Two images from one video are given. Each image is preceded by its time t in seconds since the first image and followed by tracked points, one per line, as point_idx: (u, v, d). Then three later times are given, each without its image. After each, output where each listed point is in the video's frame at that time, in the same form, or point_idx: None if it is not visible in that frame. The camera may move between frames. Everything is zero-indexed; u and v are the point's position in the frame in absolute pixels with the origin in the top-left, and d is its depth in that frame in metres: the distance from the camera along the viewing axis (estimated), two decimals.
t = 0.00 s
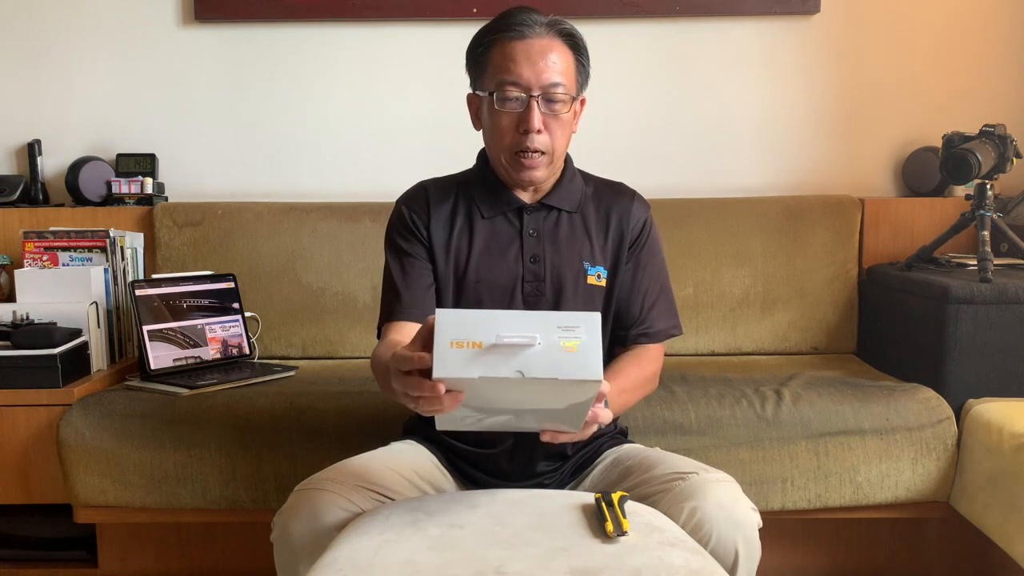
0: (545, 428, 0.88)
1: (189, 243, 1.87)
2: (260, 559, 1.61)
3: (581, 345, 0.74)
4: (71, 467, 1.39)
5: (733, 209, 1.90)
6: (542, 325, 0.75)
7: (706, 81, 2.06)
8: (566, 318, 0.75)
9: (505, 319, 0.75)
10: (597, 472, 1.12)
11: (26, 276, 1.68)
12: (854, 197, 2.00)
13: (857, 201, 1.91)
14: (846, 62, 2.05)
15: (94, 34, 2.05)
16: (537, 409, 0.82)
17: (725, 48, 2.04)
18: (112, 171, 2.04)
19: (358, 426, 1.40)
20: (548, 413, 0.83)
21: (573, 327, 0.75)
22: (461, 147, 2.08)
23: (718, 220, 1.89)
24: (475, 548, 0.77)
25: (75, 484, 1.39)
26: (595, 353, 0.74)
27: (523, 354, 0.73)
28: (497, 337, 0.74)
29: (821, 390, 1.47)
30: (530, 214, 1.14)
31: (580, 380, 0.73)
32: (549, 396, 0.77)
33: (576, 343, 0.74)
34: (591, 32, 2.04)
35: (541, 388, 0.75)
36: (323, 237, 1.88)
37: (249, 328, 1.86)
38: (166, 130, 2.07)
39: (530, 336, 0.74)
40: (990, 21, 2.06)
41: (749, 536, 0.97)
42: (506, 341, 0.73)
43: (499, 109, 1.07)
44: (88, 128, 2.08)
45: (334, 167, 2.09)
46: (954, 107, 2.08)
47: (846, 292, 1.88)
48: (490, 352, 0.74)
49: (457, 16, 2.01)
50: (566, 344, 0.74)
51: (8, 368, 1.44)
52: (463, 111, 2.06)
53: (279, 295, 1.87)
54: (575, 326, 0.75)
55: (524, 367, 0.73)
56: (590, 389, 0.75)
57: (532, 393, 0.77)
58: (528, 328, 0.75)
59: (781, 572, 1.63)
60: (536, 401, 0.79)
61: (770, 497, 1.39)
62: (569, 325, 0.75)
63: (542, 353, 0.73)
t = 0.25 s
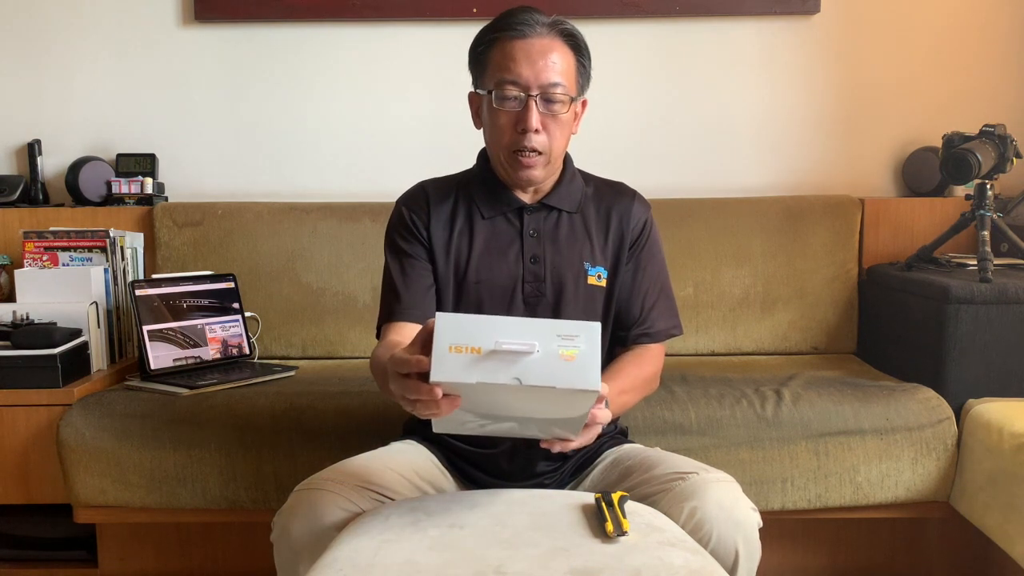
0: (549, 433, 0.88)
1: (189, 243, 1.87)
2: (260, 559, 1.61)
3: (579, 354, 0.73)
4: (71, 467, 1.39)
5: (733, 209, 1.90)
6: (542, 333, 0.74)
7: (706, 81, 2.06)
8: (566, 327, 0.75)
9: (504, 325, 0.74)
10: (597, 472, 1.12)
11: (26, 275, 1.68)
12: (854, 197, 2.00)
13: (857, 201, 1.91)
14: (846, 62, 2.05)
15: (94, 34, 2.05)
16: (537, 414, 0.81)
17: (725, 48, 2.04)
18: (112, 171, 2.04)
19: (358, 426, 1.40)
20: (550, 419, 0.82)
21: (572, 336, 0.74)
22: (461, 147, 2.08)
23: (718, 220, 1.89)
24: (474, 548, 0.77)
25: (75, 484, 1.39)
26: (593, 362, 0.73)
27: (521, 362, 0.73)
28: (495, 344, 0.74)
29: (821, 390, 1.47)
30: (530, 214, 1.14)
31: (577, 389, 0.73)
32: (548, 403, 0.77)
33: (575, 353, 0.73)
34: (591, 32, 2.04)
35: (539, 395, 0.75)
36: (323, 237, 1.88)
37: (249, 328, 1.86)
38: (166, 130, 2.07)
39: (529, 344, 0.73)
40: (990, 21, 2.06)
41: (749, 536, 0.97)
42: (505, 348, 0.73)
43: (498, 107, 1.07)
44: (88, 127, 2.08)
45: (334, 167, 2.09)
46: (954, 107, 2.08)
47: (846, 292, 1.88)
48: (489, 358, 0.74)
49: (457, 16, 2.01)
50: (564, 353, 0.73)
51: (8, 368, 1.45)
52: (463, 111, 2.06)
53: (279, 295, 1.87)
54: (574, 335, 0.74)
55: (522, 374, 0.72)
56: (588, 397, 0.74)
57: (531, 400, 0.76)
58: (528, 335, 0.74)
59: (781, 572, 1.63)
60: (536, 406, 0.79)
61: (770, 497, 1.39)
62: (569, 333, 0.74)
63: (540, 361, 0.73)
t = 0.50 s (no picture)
0: (548, 436, 0.88)
1: (189, 243, 1.87)
2: (260, 559, 1.61)
3: (573, 351, 0.74)
4: (71, 467, 1.39)
5: (733, 209, 1.90)
6: (536, 331, 0.74)
7: (707, 81, 2.06)
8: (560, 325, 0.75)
9: (499, 324, 0.75)
10: (597, 472, 1.12)
11: (27, 275, 1.68)
12: (854, 197, 2.00)
13: (857, 201, 1.91)
14: (846, 63, 2.05)
15: (94, 34, 2.05)
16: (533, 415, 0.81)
17: (725, 48, 2.04)
18: (112, 171, 2.04)
19: (358, 426, 1.39)
20: (546, 420, 0.82)
21: (566, 334, 0.75)
22: (462, 147, 2.08)
23: (718, 220, 1.89)
24: (474, 547, 0.77)
25: (75, 484, 1.39)
26: (586, 359, 0.73)
27: (516, 359, 0.73)
28: (490, 342, 0.74)
29: (821, 390, 1.47)
30: (530, 214, 1.14)
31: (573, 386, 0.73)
32: (544, 402, 0.77)
33: (569, 349, 0.74)
34: (591, 32, 2.04)
35: (534, 394, 0.75)
36: (323, 237, 1.88)
37: (249, 328, 1.86)
38: (166, 130, 2.07)
39: (524, 342, 0.74)
40: (990, 21, 2.06)
41: (749, 536, 0.97)
42: (500, 346, 0.74)
43: (495, 104, 1.07)
44: (88, 127, 2.08)
45: (335, 167, 2.08)
46: (954, 108, 2.08)
47: (846, 292, 1.88)
48: (484, 356, 0.74)
49: (457, 16, 2.01)
50: (559, 350, 0.74)
51: (8, 368, 1.45)
52: (463, 111, 2.06)
53: (279, 295, 1.87)
54: (568, 333, 0.75)
55: (516, 371, 0.73)
56: (583, 396, 0.74)
57: (527, 399, 0.76)
58: (522, 333, 0.75)
59: (781, 572, 1.63)
60: (532, 406, 0.79)
61: (770, 497, 1.39)
62: (565, 331, 0.75)
63: (534, 358, 0.73)
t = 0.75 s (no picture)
0: (546, 438, 0.87)
1: (189, 243, 1.87)
2: (260, 559, 1.61)
3: (573, 350, 0.74)
4: (71, 467, 1.39)
5: (733, 209, 1.90)
6: (536, 331, 0.75)
7: (707, 81, 2.06)
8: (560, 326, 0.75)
9: (499, 325, 0.75)
10: (597, 472, 1.12)
11: (27, 275, 1.68)
12: (854, 197, 2.00)
13: (857, 201, 1.91)
14: (846, 63, 2.05)
15: (94, 34, 2.05)
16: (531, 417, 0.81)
17: (725, 48, 2.04)
18: (112, 171, 2.04)
19: (358, 426, 1.39)
20: (547, 421, 0.82)
21: (566, 334, 0.75)
22: (461, 147, 2.08)
23: (718, 220, 1.89)
24: (474, 548, 0.77)
25: (75, 484, 1.39)
26: (586, 359, 0.74)
27: (516, 359, 0.73)
28: (490, 342, 0.74)
29: (821, 390, 1.47)
30: (529, 215, 1.14)
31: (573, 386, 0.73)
32: (544, 402, 0.77)
33: (569, 349, 0.74)
34: (591, 32, 2.04)
35: (534, 394, 0.75)
36: (323, 237, 1.88)
37: (249, 328, 1.86)
38: (166, 130, 2.07)
39: (523, 342, 0.74)
40: (990, 21, 2.06)
41: (749, 536, 0.97)
42: (499, 346, 0.74)
43: (495, 103, 1.07)
44: (88, 127, 2.08)
45: (335, 167, 2.08)
46: (954, 108, 2.08)
47: (845, 292, 1.88)
48: (484, 356, 0.74)
49: (457, 16, 2.01)
50: (558, 350, 0.74)
51: (8, 368, 1.45)
52: (463, 111, 2.06)
53: (279, 295, 1.87)
54: (568, 333, 0.75)
55: (516, 372, 0.73)
56: (583, 396, 0.74)
57: (526, 400, 0.76)
58: (522, 333, 0.75)
59: (781, 572, 1.63)
60: (531, 407, 0.79)
61: (770, 497, 1.39)
62: (564, 332, 0.75)
63: (535, 358, 0.73)
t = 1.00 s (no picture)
0: (545, 437, 0.87)
1: (189, 243, 1.87)
2: (260, 559, 1.61)
3: (572, 349, 0.74)
4: (71, 467, 1.39)
5: (733, 209, 1.90)
6: (536, 330, 0.75)
7: (707, 81, 2.06)
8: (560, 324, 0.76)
9: (499, 324, 0.75)
10: (597, 472, 1.12)
11: (27, 275, 1.68)
12: (854, 197, 2.00)
13: (857, 201, 1.91)
14: (846, 63, 2.05)
15: (94, 34, 2.05)
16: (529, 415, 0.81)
17: (725, 48, 2.04)
18: (112, 172, 2.04)
19: (358, 426, 1.39)
20: (547, 421, 0.82)
21: (565, 332, 0.75)
22: (461, 147, 2.08)
23: (718, 220, 1.89)
24: (474, 548, 0.77)
25: (75, 484, 1.39)
26: (587, 357, 0.74)
27: (517, 359, 0.73)
28: (490, 342, 0.74)
29: (821, 390, 1.47)
30: (529, 215, 1.14)
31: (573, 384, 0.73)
32: (543, 401, 0.77)
33: (569, 348, 0.74)
34: (592, 32, 2.04)
35: (534, 393, 0.75)
36: (323, 238, 1.88)
37: (249, 328, 1.86)
38: (166, 130, 2.07)
39: (523, 342, 0.74)
40: (990, 21, 2.06)
41: (749, 536, 0.97)
42: (499, 346, 0.74)
43: (495, 104, 1.07)
44: (88, 127, 2.08)
45: (335, 167, 2.08)
46: (954, 107, 2.08)
47: (845, 292, 1.88)
48: (483, 355, 0.74)
49: (457, 16, 2.01)
50: (558, 349, 0.74)
51: (8, 368, 1.45)
52: (463, 111, 2.06)
53: (279, 295, 1.87)
54: (568, 332, 0.75)
55: (517, 371, 0.73)
56: (582, 395, 0.74)
57: (526, 398, 0.76)
58: (522, 332, 0.75)
59: (781, 572, 1.63)
60: (530, 406, 0.78)
61: (770, 497, 1.39)
62: (564, 331, 0.75)
63: (535, 357, 0.73)
